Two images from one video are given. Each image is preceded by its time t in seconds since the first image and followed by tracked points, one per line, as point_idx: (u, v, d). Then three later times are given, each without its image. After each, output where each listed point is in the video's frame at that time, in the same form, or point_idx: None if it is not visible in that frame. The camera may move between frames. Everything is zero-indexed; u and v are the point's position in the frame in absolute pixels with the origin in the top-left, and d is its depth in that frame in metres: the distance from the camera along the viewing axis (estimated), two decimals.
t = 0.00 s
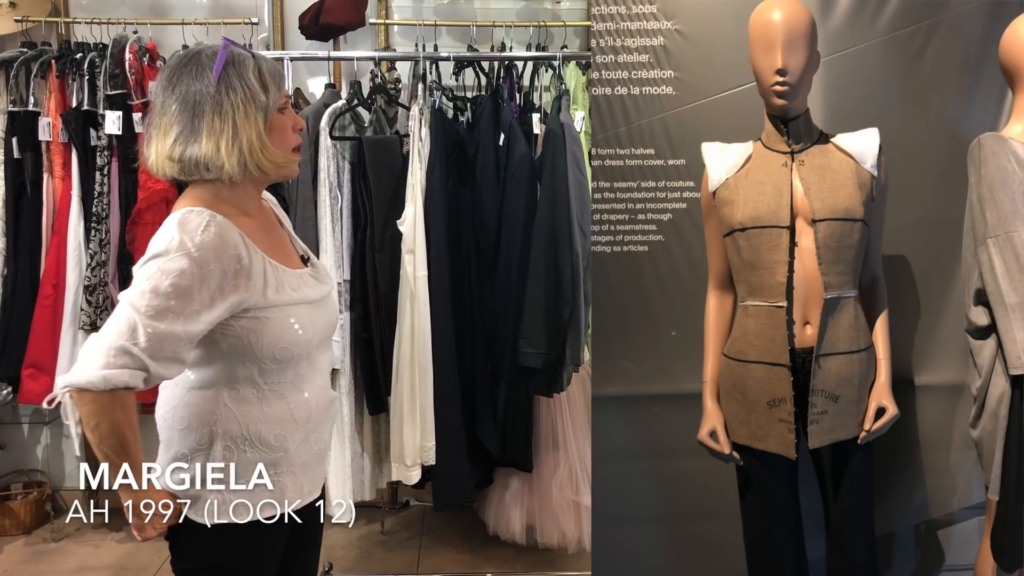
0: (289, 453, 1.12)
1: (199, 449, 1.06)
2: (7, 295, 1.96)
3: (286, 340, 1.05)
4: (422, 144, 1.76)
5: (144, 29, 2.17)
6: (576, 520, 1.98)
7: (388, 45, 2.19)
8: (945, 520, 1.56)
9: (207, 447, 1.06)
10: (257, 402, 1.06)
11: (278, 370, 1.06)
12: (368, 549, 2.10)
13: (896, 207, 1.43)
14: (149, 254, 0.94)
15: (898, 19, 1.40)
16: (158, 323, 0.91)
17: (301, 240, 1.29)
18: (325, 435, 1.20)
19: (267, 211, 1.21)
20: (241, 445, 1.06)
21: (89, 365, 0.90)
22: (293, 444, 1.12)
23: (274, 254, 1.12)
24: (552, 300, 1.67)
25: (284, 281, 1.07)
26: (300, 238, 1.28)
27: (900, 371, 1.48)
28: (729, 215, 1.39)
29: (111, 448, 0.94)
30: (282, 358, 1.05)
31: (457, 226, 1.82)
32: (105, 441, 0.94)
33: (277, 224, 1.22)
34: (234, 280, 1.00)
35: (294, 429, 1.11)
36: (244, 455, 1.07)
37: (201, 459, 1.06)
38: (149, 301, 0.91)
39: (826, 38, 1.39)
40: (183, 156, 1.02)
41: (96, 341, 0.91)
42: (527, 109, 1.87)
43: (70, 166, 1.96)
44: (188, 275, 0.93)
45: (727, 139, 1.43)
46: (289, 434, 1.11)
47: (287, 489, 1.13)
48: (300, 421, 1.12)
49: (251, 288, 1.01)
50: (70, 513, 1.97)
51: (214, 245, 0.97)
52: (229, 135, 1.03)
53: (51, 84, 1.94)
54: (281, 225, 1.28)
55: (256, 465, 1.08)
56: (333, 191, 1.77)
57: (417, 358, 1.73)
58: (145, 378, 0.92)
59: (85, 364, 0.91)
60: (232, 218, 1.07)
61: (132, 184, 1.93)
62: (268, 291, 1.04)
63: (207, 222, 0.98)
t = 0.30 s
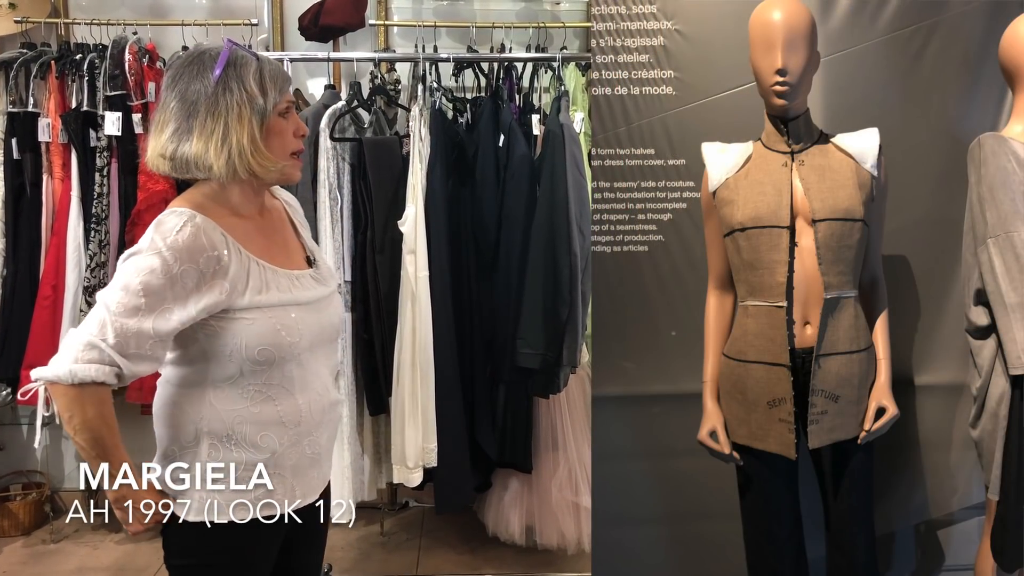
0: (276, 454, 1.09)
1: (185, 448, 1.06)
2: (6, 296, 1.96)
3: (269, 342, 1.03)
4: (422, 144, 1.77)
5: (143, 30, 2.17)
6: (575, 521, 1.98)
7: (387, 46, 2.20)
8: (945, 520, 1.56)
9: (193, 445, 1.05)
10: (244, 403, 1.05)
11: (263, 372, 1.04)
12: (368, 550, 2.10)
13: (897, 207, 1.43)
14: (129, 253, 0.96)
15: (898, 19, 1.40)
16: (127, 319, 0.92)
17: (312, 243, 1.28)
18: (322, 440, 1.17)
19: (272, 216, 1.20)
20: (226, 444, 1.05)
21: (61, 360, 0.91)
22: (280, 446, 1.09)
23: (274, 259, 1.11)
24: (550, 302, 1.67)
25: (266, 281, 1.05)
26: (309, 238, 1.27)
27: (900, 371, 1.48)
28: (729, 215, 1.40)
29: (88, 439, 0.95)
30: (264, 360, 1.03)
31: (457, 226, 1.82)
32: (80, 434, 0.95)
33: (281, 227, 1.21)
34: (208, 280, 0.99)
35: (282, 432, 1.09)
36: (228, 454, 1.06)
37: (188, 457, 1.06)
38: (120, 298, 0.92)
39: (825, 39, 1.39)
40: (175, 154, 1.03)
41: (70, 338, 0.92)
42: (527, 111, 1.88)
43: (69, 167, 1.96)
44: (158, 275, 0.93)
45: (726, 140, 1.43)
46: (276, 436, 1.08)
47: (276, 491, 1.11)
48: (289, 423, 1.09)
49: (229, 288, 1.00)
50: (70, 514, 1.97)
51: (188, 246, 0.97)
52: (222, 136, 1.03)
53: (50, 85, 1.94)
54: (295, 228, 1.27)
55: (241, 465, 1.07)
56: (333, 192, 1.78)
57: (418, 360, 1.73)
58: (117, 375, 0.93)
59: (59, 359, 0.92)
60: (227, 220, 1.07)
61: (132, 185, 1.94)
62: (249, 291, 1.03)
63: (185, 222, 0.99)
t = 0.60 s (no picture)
0: (266, 456, 1.07)
1: (176, 446, 1.06)
2: (6, 298, 1.96)
3: (258, 343, 1.02)
4: (424, 146, 1.76)
5: (143, 32, 2.18)
6: (575, 522, 1.95)
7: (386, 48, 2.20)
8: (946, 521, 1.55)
9: (185, 443, 1.06)
10: (235, 404, 1.04)
11: (253, 373, 1.04)
12: (367, 552, 2.10)
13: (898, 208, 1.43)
14: (122, 251, 0.97)
15: (898, 16, 1.39)
16: (116, 317, 0.93)
17: (321, 246, 1.28)
18: (318, 445, 1.15)
19: (280, 220, 1.20)
20: (216, 443, 1.05)
21: (51, 357, 0.91)
22: (270, 449, 1.07)
23: (275, 261, 1.11)
24: (549, 304, 1.67)
25: (255, 282, 1.04)
26: (318, 242, 1.28)
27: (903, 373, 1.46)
28: (730, 214, 1.39)
29: (78, 435, 0.93)
30: (252, 361, 1.03)
31: (457, 228, 1.83)
32: (71, 428, 0.93)
33: (289, 231, 1.21)
34: (197, 281, 1.00)
35: (273, 435, 1.07)
36: (218, 454, 1.05)
37: (179, 454, 1.06)
38: (110, 296, 0.93)
39: (829, 35, 1.37)
40: (168, 155, 1.03)
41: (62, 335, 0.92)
42: (526, 113, 1.88)
43: (69, 169, 1.96)
44: (147, 275, 0.94)
45: (727, 140, 1.42)
46: (267, 439, 1.07)
47: (266, 494, 1.09)
48: (279, 426, 1.07)
49: (217, 289, 1.01)
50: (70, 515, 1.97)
51: (178, 246, 0.97)
52: (215, 137, 1.03)
53: (50, 86, 1.95)
54: (304, 230, 1.28)
55: (231, 466, 1.06)
56: (332, 194, 1.78)
57: (419, 361, 1.72)
58: (106, 372, 0.92)
59: (50, 355, 0.92)
60: (226, 220, 1.07)
61: (131, 187, 1.94)
62: (239, 292, 1.03)
63: (176, 222, 0.99)
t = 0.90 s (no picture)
0: (253, 459, 1.07)
1: (167, 444, 1.07)
2: (5, 300, 1.96)
3: (242, 344, 1.02)
4: (424, 149, 1.76)
5: (143, 35, 2.18)
6: (574, 526, 1.93)
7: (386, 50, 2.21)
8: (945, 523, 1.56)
9: (175, 442, 1.06)
10: (223, 404, 1.05)
11: (241, 375, 1.04)
12: (367, 554, 2.10)
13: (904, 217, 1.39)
14: (115, 249, 0.98)
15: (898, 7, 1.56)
16: (105, 314, 0.94)
17: (323, 249, 1.27)
18: (312, 450, 1.14)
19: (282, 219, 1.20)
20: (204, 442, 1.05)
21: (44, 351, 0.93)
22: (258, 452, 1.06)
23: (272, 264, 1.10)
24: (550, 306, 1.67)
25: (243, 284, 1.04)
26: (321, 245, 1.27)
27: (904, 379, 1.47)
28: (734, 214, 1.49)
29: (72, 429, 0.94)
30: (237, 362, 1.03)
31: (458, 230, 1.83)
32: (64, 422, 0.94)
33: (290, 234, 1.20)
34: (183, 281, 1.00)
35: (261, 437, 1.06)
36: (206, 455, 1.05)
37: (170, 452, 1.07)
38: (101, 295, 0.94)
39: (828, 37, 1.38)
40: (172, 157, 1.05)
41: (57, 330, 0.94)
42: (526, 115, 1.87)
43: (69, 171, 1.96)
44: (135, 273, 0.95)
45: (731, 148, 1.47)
46: (254, 440, 1.06)
47: (255, 497, 1.08)
48: (266, 429, 1.07)
49: (204, 289, 1.01)
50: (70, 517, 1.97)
51: (165, 245, 0.98)
52: (219, 141, 1.04)
53: (50, 89, 1.95)
54: (309, 232, 1.27)
55: (219, 467, 1.06)
56: (332, 195, 1.78)
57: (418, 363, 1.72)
58: (95, 367, 0.94)
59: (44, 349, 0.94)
60: (222, 224, 1.07)
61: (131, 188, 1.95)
62: (226, 294, 1.02)
63: (167, 222, 1.00)
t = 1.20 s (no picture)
0: (251, 460, 1.06)
1: (166, 446, 1.07)
2: (6, 301, 1.96)
3: (239, 346, 1.02)
4: (423, 150, 1.76)
5: (143, 37, 2.18)
6: (574, 527, 1.94)
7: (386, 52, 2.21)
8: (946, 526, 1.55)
9: (174, 443, 1.06)
10: (221, 406, 1.04)
11: (238, 377, 1.04)
12: (366, 557, 2.09)
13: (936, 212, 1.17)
14: (114, 251, 0.98)
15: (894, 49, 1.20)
16: (103, 316, 0.94)
17: (319, 250, 1.27)
18: (310, 450, 1.14)
19: (279, 223, 1.20)
20: (202, 443, 1.05)
21: (43, 353, 0.93)
22: (255, 453, 1.06)
23: (269, 266, 1.10)
24: (550, 308, 1.67)
25: (240, 286, 1.04)
26: (319, 247, 1.27)
27: (922, 389, 1.22)
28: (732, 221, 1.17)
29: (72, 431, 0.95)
30: (234, 363, 1.03)
31: (458, 233, 1.83)
32: (64, 423, 0.95)
33: (287, 235, 1.20)
34: (181, 283, 1.00)
35: (259, 438, 1.06)
36: (204, 456, 1.05)
37: (168, 454, 1.07)
38: (101, 297, 0.94)
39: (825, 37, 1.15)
40: (170, 159, 1.05)
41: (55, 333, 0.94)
42: (526, 117, 1.86)
43: (69, 173, 1.96)
44: (134, 276, 0.95)
45: (727, 134, 1.15)
46: (251, 442, 1.06)
47: (253, 498, 1.08)
48: (263, 431, 1.07)
49: (200, 291, 1.01)
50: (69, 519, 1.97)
51: (162, 248, 0.98)
52: (217, 144, 1.04)
53: (50, 90, 1.95)
54: (306, 234, 1.27)
55: (217, 468, 1.05)
56: (331, 197, 1.79)
57: (417, 364, 1.72)
58: (94, 369, 0.94)
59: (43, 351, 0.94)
60: (221, 226, 1.07)
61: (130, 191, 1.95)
62: (222, 296, 1.02)
63: (165, 225, 1.00)
